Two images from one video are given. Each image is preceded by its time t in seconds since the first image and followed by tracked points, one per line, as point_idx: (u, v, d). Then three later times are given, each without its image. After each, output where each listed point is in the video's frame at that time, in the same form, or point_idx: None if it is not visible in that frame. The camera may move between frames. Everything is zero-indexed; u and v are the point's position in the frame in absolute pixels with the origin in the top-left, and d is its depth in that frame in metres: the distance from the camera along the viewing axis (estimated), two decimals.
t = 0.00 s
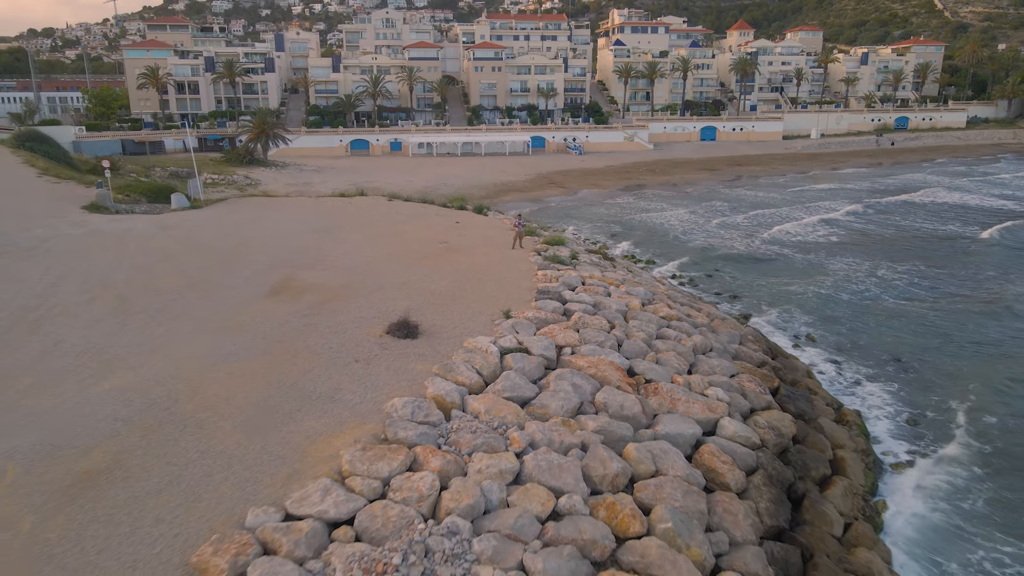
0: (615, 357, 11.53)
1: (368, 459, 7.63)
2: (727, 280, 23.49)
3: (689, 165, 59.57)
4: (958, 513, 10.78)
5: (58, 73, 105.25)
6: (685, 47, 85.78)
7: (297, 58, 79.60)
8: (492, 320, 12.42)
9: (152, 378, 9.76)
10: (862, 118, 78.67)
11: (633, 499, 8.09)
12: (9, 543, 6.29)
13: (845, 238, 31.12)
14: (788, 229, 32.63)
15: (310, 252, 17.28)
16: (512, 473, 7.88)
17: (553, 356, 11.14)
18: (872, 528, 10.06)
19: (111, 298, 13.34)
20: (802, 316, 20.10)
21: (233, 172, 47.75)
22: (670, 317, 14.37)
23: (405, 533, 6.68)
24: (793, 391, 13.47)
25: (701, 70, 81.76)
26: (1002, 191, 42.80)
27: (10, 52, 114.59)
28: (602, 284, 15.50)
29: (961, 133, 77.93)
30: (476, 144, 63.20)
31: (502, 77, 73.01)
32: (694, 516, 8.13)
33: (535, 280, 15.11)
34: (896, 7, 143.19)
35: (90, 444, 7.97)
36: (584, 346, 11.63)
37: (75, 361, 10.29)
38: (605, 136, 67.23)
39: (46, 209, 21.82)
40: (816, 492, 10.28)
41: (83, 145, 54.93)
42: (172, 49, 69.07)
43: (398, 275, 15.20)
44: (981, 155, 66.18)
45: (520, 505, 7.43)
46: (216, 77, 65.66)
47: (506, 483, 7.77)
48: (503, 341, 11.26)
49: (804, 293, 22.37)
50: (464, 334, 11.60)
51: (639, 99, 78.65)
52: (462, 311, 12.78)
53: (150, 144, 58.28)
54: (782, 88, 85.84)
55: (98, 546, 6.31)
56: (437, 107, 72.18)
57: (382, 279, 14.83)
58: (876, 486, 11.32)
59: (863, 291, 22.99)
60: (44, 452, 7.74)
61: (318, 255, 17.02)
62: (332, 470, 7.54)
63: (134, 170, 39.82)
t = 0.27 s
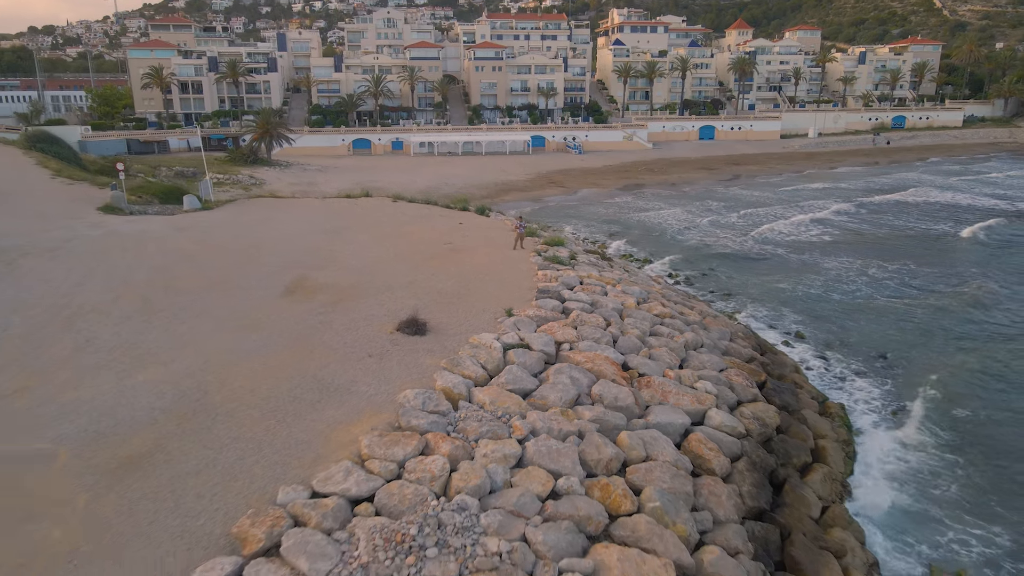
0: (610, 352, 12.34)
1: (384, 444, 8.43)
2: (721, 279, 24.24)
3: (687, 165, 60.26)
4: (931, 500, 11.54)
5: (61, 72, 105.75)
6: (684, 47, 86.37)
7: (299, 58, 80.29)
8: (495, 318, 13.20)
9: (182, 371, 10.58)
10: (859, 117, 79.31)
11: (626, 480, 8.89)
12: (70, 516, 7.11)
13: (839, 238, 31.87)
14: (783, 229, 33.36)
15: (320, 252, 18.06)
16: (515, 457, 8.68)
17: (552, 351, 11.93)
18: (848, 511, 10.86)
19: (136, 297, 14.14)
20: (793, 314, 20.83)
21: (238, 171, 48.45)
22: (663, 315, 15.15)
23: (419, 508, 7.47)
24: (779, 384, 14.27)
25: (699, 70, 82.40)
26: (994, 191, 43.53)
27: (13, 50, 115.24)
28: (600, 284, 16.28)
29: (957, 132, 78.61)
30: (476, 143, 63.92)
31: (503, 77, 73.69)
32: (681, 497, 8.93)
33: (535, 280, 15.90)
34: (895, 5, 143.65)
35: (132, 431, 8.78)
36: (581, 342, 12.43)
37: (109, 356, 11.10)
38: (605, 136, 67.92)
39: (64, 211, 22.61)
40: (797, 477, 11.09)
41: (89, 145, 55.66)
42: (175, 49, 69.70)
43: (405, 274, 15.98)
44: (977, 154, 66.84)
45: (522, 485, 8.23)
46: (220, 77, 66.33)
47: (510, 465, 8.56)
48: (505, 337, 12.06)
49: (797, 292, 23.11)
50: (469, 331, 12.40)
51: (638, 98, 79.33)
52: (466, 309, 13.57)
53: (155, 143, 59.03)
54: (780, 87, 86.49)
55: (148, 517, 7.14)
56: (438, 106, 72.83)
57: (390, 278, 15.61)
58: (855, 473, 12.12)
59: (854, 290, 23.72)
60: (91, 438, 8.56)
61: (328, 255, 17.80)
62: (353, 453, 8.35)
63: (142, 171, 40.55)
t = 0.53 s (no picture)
0: (606, 347, 13.16)
1: (398, 431, 9.26)
2: (716, 278, 25.05)
3: (686, 164, 61.04)
4: (908, 488, 12.34)
5: (64, 71, 106.39)
6: (683, 46, 87.06)
7: (301, 57, 81.05)
8: (499, 314, 14.03)
9: (208, 365, 11.41)
10: (856, 116, 80.02)
11: (619, 464, 9.71)
12: (119, 492, 7.95)
13: (832, 237, 32.65)
14: (777, 228, 34.14)
15: (330, 252, 18.87)
16: (518, 443, 9.50)
17: (550, 346, 12.77)
18: (826, 495, 11.70)
19: (158, 295, 14.96)
20: (785, 312, 21.62)
21: (243, 171, 49.24)
22: (657, 312, 15.99)
23: (431, 487, 8.28)
24: (767, 378, 15.11)
25: (698, 69, 83.11)
26: (987, 190, 44.31)
27: (15, 49, 115.89)
28: (596, 283, 17.15)
29: (953, 131, 79.33)
30: (477, 143, 64.64)
31: (503, 76, 74.42)
32: (670, 479, 9.76)
33: (536, 279, 16.70)
34: (894, 4, 144.22)
35: (167, 419, 9.62)
36: (579, 338, 13.26)
37: (139, 351, 11.95)
38: (604, 135, 68.67)
39: (80, 212, 23.41)
40: (780, 464, 11.92)
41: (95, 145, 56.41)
42: (179, 48, 70.41)
43: (412, 274, 16.77)
44: (972, 153, 67.60)
45: (524, 467, 9.05)
46: (224, 77, 67.07)
47: (512, 450, 9.38)
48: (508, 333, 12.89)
49: (789, 290, 23.90)
50: (473, 327, 13.24)
51: (638, 97, 80.09)
52: (471, 306, 14.40)
53: (159, 142, 59.80)
54: (778, 86, 87.19)
55: (189, 494, 7.97)
56: (439, 106, 73.57)
57: (398, 278, 16.41)
58: (835, 460, 12.94)
59: (845, 288, 24.50)
60: (130, 425, 9.41)
61: (337, 254, 18.63)
62: (370, 439, 9.18)
63: (150, 172, 41.35)
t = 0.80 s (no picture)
0: (603, 343, 14.01)
1: (410, 419, 10.10)
2: (711, 277, 25.84)
3: (684, 163, 61.84)
4: (886, 476, 13.19)
5: (67, 69, 107.07)
6: (682, 45, 87.74)
7: (303, 57, 81.81)
8: (502, 312, 14.87)
9: (231, 359, 12.26)
10: (853, 115, 80.76)
11: (613, 450, 10.56)
12: (161, 473, 8.80)
13: (825, 236, 33.42)
14: (772, 227, 34.93)
15: (339, 251, 19.70)
16: (520, 430, 10.34)
17: (550, 342, 13.61)
18: (807, 481, 12.55)
19: (179, 293, 15.80)
20: (777, 310, 22.40)
21: (247, 170, 50.02)
22: (651, 310, 16.82)
23: (442, 468, 9.11)
24: (755, 372, 15.94)
25: (697, 68, 83.83)
26: (979, 189, 45.09)
27: (19, 47, 116.59)
28: (594, 281, 17.98)
29: (949, 130, 80.08)
30: (478, 142, 65.43)
31: (503, 75, 75.16)
32: (660, 463, 10.61)
33: (536, 277, 17.53)
34: (893, 2, 144.79)
35: (197, 408, 10.47)
36: (577, 334, 14.09)
37: (165, 346, 12.79)
38: (603, 134, 69.41)
39: (96, 212, 24.22)
40: (764, 451, 12.77)
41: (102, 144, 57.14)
42: (183, 48, 71.12)
43: (419, 273, 17.59)
44: (967, 152, 68.37)
45: (526, 452, 9.88)
46: (227, 76, 67.79)
47: (515, 436, 10.22)
48: (509, 329, 13.74)
49: (782, 289, 24.69)
50: (478, 324, 14.07)
51: (637, 96, 80.87)
52: (475, 304, 15.24)
53: (164, 141, 60.58)
54: (777, 85, 87.88)
55: (224, 475, 8.82)
56: (440, 105, 74.27)
57: (405, 277, 17.23)
58: (817, 449, 13.79)
59: (836, 286, 25.27)
60: (163, 414, 10.26)
61: (346, 254, 19.46)
62: (385, 426, 10.02)
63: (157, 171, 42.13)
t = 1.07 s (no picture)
0: (600, 339, 14.87)
1: (421, 409, 10.95)
2: (706, 276, 26.63)
3: (682, 162, 62.62)
4: (867, 465, 14.02)
5: (70, 68, 107.77)
6: (681, 44, 88.42)
7: (305, 56, 82.58)
8: (504, 309, 15.71)
9: (251, 354, 13.11)
10: (851, 114, 81.46)
11: (607, 438, 11.42)
12: (195, 456, 9.66)
13: (819, 235, 34.19)
14: (767, 227, 35.71)
15: (347, 252, 20.54)
16: (522, 419, 11.21)
17: (549, 339, 14.46)
18: (790, 468, 13.42)
19: (197, 292, 16.64)
20: (769, 308, 23.18)
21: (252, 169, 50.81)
22: (646, 308, 17.67)
23: (451, 452, 9.97)
24: (745, 367, 16.79)
25: (695, 68, 84.54)
26: (971, 188, 45.85)
27: (22, 45, 117.35)
28: (592, 280, 18.83)
29: (946, 129, 80.76)
30: (479, 141, 66.21)
31: (504, 75, 75.87)
32: (651, 450, 11.47)
33: (536, 277, 18.38)
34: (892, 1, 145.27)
35: (223, 398, 11.34)
36: (575, 331, 14.95)
37: (189, 341, 13.66)
38: (603, 133, 70.13)
39: (111, 213, 25.09)
40: (750, 440, 13.64)
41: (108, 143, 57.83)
42: (187, 48, 71.84)
43: (424, 272, 18.42)
44: (963, 150, 69.06)
45: (527, 439, 10.74)
46: (231, 76, 68.53)
47: (517, 425, 11.08)
48: (511, 326, 14.58)
49: (775, 287, 25.47)
50: (482, 321, 14.93)
51: (636, 95, 81.63)
52: (479, 302, 16.08)
53: (169, 141, 61.43)
54: (775, 84, 88.58)
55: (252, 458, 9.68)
56: (441, 104, 74.94)
57: (411, 276, 18.07)
58: (802, 439, 14.63)
59: (827, 284, 26.05)
60: (192, 404, 11.11)
61: (354, 254, 20.30)
62: (397, 415, 10.88)
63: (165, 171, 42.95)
